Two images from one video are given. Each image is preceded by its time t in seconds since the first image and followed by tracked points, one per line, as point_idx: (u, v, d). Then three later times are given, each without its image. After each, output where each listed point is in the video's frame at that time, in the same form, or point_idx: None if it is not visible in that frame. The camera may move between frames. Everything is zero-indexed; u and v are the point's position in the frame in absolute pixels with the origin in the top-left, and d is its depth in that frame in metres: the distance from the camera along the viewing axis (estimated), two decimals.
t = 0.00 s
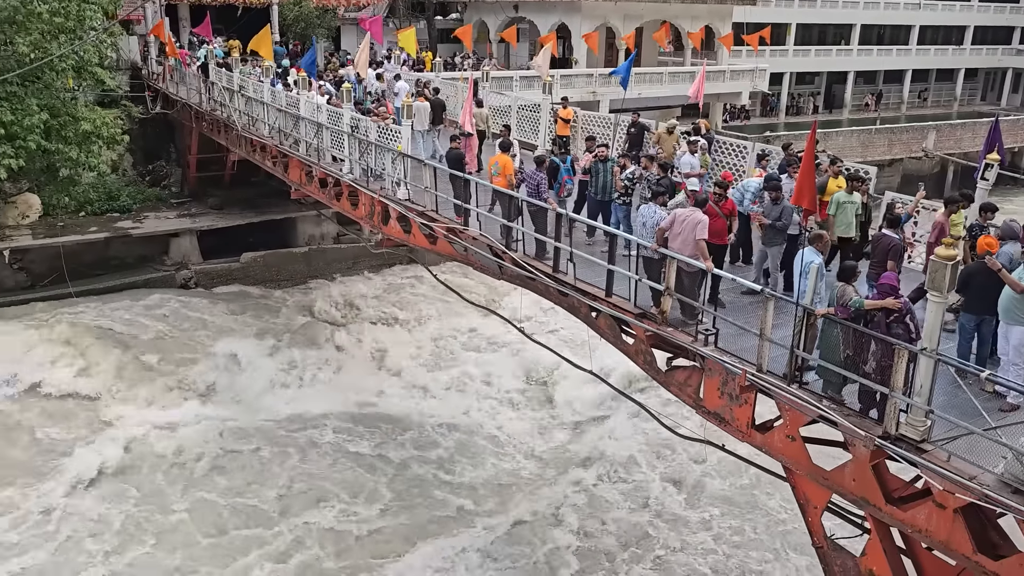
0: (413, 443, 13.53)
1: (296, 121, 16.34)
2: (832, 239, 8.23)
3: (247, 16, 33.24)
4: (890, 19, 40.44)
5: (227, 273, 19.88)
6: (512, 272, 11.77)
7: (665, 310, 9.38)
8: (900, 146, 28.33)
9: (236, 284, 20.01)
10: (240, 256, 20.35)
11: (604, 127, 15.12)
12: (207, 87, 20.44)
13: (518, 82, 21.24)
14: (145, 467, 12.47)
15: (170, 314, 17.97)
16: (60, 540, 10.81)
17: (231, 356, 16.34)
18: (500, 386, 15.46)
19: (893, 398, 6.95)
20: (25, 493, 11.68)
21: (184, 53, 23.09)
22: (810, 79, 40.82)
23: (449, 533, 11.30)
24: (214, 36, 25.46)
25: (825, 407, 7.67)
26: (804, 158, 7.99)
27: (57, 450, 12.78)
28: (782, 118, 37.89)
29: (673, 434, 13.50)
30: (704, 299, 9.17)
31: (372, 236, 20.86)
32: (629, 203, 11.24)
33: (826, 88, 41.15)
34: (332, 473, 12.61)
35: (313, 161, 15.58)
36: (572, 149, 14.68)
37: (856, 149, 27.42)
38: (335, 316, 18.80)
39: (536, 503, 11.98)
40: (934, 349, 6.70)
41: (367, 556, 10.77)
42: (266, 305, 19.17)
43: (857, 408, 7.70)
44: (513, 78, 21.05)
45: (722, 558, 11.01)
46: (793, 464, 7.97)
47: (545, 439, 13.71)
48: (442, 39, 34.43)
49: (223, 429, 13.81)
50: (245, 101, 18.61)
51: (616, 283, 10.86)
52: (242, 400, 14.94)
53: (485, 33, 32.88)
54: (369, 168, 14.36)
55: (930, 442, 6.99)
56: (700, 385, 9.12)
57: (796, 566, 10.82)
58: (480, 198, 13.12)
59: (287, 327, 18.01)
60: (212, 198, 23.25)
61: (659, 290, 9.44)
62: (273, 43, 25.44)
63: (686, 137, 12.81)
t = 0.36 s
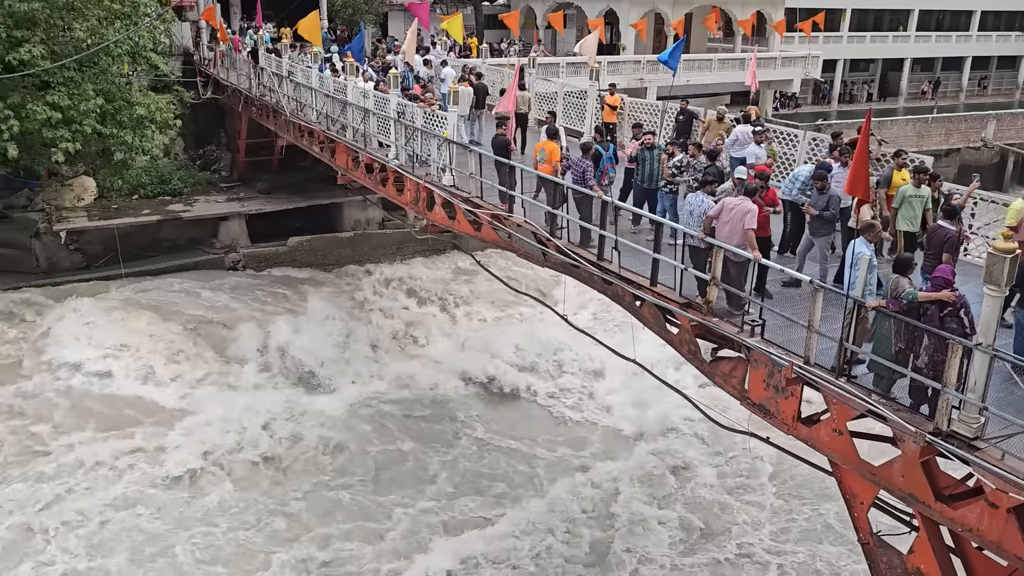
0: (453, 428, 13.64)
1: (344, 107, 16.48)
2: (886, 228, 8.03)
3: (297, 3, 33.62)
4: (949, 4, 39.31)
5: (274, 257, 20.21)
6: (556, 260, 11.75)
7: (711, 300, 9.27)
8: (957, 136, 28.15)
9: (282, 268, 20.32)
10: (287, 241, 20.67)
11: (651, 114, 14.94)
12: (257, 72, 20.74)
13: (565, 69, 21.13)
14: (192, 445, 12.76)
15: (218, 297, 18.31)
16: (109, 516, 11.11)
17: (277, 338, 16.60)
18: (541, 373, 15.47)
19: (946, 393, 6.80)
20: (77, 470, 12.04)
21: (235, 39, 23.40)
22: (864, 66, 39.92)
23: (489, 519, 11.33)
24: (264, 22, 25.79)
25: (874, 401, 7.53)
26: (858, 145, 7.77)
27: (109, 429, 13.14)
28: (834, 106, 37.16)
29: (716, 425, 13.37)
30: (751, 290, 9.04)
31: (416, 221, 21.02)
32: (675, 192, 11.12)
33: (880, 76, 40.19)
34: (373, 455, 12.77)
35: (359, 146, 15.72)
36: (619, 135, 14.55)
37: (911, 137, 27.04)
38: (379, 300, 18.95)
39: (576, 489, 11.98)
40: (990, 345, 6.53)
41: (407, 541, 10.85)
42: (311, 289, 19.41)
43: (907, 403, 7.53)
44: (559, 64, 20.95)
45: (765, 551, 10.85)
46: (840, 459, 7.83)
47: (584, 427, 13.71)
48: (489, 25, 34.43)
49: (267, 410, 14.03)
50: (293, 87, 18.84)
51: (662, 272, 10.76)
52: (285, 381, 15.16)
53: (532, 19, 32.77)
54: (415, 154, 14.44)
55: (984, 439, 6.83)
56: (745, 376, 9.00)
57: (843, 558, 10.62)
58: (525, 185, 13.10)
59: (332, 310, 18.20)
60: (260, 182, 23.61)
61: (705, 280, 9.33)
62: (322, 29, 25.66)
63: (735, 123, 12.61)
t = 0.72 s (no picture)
0: (498, 416, 13.70)
1: (396, 95, 16.60)
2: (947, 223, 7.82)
3: None
4: None
5: (325, 243, 20.48)
6: (606, 250, 11.68)
7: (763, 294, 9.11)
8: None
9: (332, 254, 20.60)
10: (338, 228, 20.92)
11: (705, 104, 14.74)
12: (311, 60, 21.01)
13: (618, 58, 20.97)
14: (242, 427, 13.06)
15: (270, 282, 18.63)
16: (162, 492, 11.43)
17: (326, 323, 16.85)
18: (586, 363, 15.43)
19: (1008, 394, 6.60)
20: (132, 448, 12.41)
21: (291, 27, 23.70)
22: (928, 56, 38.80)
23: (531, 508, 11.36)
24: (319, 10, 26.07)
25: (931, 401, 7.34)
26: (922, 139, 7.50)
27: (162, 409, 13.53)
28: (895, 97, 36.23)
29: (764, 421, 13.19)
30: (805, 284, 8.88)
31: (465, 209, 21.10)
32: (728, 183, 10.96)
33: (945, 66, 39.01)
34: (418, 441, 12.89)
35: (411, 134, 15.82)
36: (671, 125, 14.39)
37: (976, 130, 26.22)
38: (427, 286, 19.06)
39: (619, 482, 11.95)
40: None
41: (449, 528, 10.93)
42: (360, 275, 19.64)
43: (967, 403, 7.32)
44: (612, 53, 20.79)
45: (811, 549, 10.67)
46: (895, 459, 7.66)
47: (629, 419, 13.65)
48: (542, 13, 34.32)
49: (315, 394, 14.25)
50: (346, 75, 19.03)
51: (713, 264, 10.62)
52: (332, 364, 15.38)
53: (585, 8, 32.55)
54: (465, 142, 14.48)
55: None
56: (797, 372, 8.85)
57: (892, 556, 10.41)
58: (576, 175, 13.05)
59: (380, 296, 18.38)
60: (312, 169, 23.95)
61: (758, 273, 9.18)
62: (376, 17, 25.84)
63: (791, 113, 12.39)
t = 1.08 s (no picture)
0: (540, 408, 13.67)
1: (443, 87, 16.65)
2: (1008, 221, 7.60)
3: None
4: None
5: (371, 233, 20.69)
6: (652, 245, 11.59)
7: (813, 292, 8.94)
8: None
9: (378, 244, 20.77)
10: (384, 218, 21.08)
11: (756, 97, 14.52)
12: (360, 52, 21.19)
13: (667, 50, 20.76)
14: (287, 413, 13.24)
15: (316, 271, 18.85)
16: (209, 475, 11.63)
17: (371, 312, 16.98)
18: (630, 358, 15.32)
19: None
20: (181, 431, 12.67)
21: (341, 19, 23.91)
22: (990, 50, 37.64)
23: (571, 500, 11.34)
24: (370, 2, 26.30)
25: (988, 404, 7.13)
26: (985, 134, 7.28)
27: (211, 392, 13.83)
28: (954, 91, 35.25)
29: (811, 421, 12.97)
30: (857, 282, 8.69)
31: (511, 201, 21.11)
32: (779, 178, 10.78)
33: (1008, 60, 37.81)
34: (460, 431, 12.94)
35: (458, 126, 15.86)
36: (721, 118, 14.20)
37: None
38: (472, 277, 19.11)
39: (661, 478, 11.83)
40: None
41: (489, 516, 10.97)
42: (405, 265, 19.78)
43: None
44: (662, 46, 20.59)
45: (860, 551, 10.43)
46: (947, 463, 7.48)
47: (673, 414, 13.52)
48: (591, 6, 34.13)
49: (360, 383, 14.38)
50: (395, 66, 19.14)
51: (762, 260, 10.46)
52: (376, 352, 15.53)
53: None
54: (512, 134, 14.47)
55: None
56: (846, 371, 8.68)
57: (942, 560, 10.14)
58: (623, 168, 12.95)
59: (425, 286, 18.48)
60: (360, 159, 24.17)
61: (808, 270, 9.02)
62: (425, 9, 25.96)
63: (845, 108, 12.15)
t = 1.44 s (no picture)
0: (591, 404, 13.67)
1: (500, 81, 16.68)
2: None
3: None
4: None
5: (425, 226, 20.82)
6: (708, 243, 11.47)
7: (874, 295, 8.75)
8: None
9: (432, 236, 20.91)
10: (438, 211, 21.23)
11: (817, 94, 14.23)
12: (418, 46, 21.37)
13: (727, 46, 20.49)
14: (342, 401, 13.46)
15: (371, 262, 19.10)
16: (267, 461, 11.90)
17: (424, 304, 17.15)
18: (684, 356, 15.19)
19: None
20: (241, 415, 12.98)
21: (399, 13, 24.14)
22: None
23: (623, 500, 11.31)
24: None
25: None
26: None
27: (269, 378, 14.13)
28: None
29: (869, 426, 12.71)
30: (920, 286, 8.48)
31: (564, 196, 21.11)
32: (840, 177, 10.56)
33: None
34: (511, 425, 13.01)
35: (513, 121, 15.89)
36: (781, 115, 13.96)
37: None
38: (524, 272, 19.18)
39: (713, 480, 11.73)
40: None
41: (540, 514, 11.00)
42: (459, 259, 19.91)
43: None
44: (722, 42, 20.33)
45: (917, 562, 10.21)
46: (1011, 475, 7.28)
47: (726, 416, 13.38)
48: None
49: (414, 374, 14.55)
50: (452, 60, 19.25)
51: (821, 261, 10.27)
52: (429, 344, 15.69)
53: None
54: (568, 130, 14.44)
55: None
56: (907, 377, 8.49)
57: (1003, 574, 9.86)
58: (680, 165, 12.84)
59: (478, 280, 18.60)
60: (415, 152, 24.39)
61: (869, 272, 8.83)
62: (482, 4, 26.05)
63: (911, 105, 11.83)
